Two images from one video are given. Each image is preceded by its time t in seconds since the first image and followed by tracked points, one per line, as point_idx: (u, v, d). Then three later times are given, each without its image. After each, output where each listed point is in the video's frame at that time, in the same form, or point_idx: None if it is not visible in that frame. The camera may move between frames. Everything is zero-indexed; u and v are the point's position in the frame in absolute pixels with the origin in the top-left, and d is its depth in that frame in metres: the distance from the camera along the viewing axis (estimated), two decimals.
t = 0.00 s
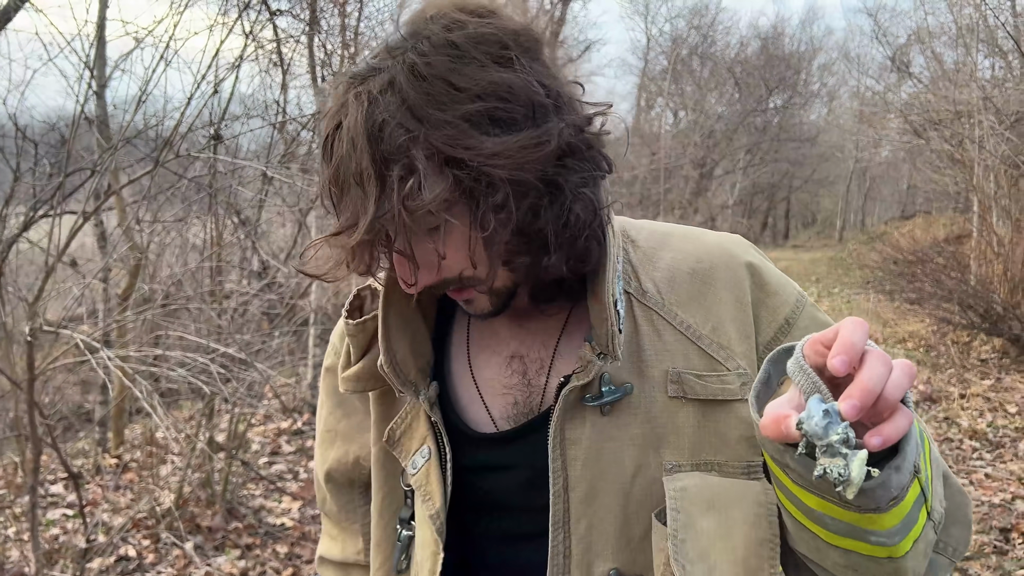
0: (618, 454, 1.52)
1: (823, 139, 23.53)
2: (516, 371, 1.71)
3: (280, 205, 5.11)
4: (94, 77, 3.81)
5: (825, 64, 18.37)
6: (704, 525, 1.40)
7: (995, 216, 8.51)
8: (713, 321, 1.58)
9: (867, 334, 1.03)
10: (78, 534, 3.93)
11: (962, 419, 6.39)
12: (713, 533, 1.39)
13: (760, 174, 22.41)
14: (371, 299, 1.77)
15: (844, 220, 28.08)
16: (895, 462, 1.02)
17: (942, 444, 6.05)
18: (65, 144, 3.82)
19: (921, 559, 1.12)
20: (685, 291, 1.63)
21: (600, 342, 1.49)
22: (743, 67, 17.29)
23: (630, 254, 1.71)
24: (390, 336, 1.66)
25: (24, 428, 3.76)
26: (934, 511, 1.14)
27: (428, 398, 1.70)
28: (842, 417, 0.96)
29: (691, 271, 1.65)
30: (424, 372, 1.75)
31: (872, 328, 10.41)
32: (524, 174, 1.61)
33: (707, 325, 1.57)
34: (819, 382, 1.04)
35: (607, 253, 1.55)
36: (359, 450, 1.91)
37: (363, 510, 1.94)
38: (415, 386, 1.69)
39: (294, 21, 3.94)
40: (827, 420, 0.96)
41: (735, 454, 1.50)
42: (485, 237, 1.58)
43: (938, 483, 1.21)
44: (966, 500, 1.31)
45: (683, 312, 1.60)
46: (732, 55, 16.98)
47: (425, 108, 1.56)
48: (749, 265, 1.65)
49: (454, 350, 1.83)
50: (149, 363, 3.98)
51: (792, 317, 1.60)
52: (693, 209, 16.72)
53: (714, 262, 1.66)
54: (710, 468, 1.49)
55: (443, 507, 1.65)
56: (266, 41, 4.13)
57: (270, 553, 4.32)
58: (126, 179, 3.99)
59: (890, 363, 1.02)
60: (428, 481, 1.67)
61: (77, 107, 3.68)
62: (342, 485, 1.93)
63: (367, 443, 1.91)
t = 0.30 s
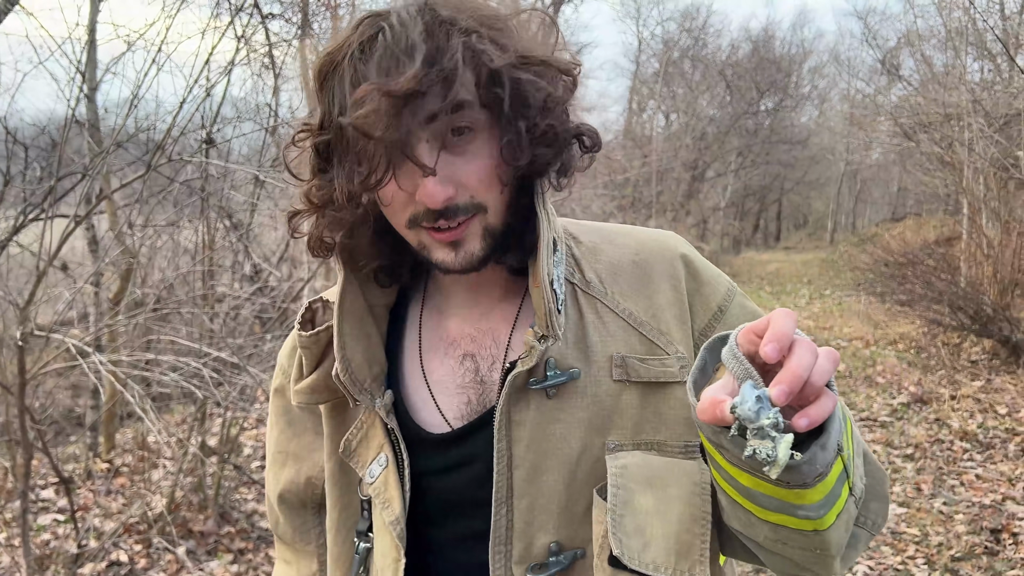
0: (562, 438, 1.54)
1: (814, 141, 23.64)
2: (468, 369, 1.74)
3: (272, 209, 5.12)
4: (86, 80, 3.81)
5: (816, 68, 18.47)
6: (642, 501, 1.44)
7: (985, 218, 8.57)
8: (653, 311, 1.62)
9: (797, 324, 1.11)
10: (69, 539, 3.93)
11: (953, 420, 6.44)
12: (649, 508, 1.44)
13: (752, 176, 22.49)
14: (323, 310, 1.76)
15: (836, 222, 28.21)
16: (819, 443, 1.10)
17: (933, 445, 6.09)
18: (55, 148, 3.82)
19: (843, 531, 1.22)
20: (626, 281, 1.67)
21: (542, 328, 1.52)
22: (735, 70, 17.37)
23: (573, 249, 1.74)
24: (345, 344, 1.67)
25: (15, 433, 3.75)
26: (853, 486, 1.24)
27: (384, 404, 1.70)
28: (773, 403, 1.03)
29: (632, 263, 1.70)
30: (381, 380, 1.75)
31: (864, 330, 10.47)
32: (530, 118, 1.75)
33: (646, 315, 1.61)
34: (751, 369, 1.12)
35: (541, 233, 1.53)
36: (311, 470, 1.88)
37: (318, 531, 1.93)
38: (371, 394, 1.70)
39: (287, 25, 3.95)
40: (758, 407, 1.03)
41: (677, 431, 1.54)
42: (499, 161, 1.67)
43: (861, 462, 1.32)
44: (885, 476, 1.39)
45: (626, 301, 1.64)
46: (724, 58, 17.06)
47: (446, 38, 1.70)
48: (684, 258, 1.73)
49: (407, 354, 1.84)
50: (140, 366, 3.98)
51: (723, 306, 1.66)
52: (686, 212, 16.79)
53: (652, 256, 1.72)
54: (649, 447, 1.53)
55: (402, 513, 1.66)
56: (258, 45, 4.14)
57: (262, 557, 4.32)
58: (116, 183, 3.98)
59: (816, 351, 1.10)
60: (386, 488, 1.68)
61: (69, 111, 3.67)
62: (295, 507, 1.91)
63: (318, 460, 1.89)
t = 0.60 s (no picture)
0: (540, 436, 1.54)
1: (806, 145, 23.74)
2: (446, 371, 1.75)
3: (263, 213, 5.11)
4: (76, 83, 3.79)
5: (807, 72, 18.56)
6: (622, 492, 1.43)
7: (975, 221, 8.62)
8: (627, 310, 1.66)
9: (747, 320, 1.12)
10: (59, 544, 3.90)
11: (943, 423, 6.47)
12: (628, 502, 1.42)
13: (745, 180, 22.56)
14: (303, 316, 1.71)
15: (828, 226, 28.33)
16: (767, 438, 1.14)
17: (925, 449, 6.11)
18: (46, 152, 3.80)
19: (799, 530, 1.24)
20: (601, 282, 1.70)
21: (524, 320, 1.52)
22: (727, 74, 17.44)
23: (548, 252, 1.77)
24: (334, 343, 1.64)
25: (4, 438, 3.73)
26: (809, 486, 1.26)
27: (375, 407, 1.65)
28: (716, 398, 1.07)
29: (605, 263, 1.75)
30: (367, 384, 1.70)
31: (856, 333, 10.49)
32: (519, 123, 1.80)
33: (620, 313, 1.65)
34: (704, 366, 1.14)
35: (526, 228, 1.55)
36: (275, 488, 1.76)
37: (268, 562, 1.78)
38: (363, 396, 1.65)
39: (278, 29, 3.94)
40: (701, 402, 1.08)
41: (649, 428, 1.56)
42: (485, 160, 1.70)
43: (820, 465, 1.35)
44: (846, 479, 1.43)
45: (601, 301, 1.67)
46: (716, 63, 17.13)
47: (449, 35, 1.74)
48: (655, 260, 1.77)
49: (388, 357, 1.83)
50: (130, 370, 3.96)
51: (693, 307, 1.72)
52: (678, 215, 16.84)
53: (625, 258, 1.76)
54: (623, 443, 1.55)
55: (403, 517, 1.60)
56: (250, 48, 4.13)
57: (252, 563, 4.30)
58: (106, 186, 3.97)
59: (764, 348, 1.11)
60: (383, 494, 1.62)
61: (59, 114, 3.66)
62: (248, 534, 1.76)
63: (284, 478, 1.78)
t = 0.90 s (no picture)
0: (544, 450, 1.54)
1: (800, 150, 23.81)
2: (443, 382, 1.76)
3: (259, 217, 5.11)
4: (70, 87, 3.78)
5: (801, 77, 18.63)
6: (634, 506, 1.42)
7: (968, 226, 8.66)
8: (626, 320, 1.67)
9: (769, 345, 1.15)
10: (51, 549, 3.89)
11: (937, 427, 6.48)
12: (639, 514, 1.41)
13: (740, 184, 22.62)
14: (292, 328, 1.64)
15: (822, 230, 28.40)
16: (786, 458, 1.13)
17: (918, 453, 6.12)
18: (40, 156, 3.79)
19: (804, 541, 1.24)
20: (599, 293, 1.71)
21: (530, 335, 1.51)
22: (721, 79, 17.50)
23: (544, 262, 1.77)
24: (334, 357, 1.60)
25: None
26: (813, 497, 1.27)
27: (370, 423, 1.63)
28: (744, 423, 1.08)
29: (601, 272, 1.76)
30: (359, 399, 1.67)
31: (850, 338, 10.52)
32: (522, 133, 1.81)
33: (620, 324, 1.66)
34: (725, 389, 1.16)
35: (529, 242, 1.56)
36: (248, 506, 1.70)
37: None
38: (357, 413, 1.62)
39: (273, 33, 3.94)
40: (729, 426, 1.08)
41: (648, 439, 1.58)
42: (491, 162, 1.70)
43: (819, 474, 1.35)
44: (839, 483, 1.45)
45: (599, 310, 1.68)
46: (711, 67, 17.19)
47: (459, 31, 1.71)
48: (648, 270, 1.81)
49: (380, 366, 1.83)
50: (124, 375, 3.95)
51: (688, 316, 1.75)
52: (673, 219, 16.89)
53: (620, 268, 1.78)
54: (626, 454, 1.56)
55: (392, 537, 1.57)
56: (245, 52, 4.13)
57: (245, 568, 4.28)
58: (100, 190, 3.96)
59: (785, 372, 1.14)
60: (371, 512, 1.59)
61: (53, 118, 3.65)
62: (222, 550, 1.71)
63: (258, 496, 1.71)
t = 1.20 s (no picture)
0: (541, 457, 1.53)
1: (799, 153, 23.85)
2: (441, 389, 1.76)
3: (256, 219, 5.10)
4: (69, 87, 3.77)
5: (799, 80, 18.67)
6: (629, 515, 1.43)
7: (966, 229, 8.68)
8: (624, 327, 1.69)
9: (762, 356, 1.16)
10: (48, 550, 3.88)
11: (934, 430, 6.48)
12: (634, 522, 1.42)
13: (738, 187, 22.66)
14: (287, 334, 1.62)
15: (820, 233, 28.44)
16: (779, 471, 1.14)
17: (916, 455, 6.13)
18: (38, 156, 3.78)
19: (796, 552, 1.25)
20: (597, 298, 1.72)
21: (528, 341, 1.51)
22: (720, 81, 17.53)
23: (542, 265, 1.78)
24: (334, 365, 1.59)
25: None
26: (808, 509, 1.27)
27: (370, 432, 1.62)
28: (734, 434, 1.07)
29: (599, 278, 1.77)
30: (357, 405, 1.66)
31: (847, 340, 10.53)
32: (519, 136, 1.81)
33: (618, 330, 1.67)
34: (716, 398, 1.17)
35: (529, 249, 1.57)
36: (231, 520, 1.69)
37: None
38: (357, 421, 1.61)
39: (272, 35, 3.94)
40: (717, 436, 1.07)
41: (645, 446, 1.59)
42: (485, 165, 1.71)
43: (813, 486, 1.36)
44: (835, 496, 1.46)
45: (598, 316, 1.69)
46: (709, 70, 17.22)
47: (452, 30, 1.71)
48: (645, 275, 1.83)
49: (375, 370, 1.82)
50: (122, 376, 3.94)
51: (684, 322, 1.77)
52: (672, 222, 16.90)
53: (618, 272, 1.80)
54: (623, 461, 1.57)
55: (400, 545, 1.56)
56: (243, 54, 4.13)
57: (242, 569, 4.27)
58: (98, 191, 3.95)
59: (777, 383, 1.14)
60: (378, 521, 1.58)
61: (52, 119, 3.64)
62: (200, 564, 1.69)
63: (240, 511, 1.71)
